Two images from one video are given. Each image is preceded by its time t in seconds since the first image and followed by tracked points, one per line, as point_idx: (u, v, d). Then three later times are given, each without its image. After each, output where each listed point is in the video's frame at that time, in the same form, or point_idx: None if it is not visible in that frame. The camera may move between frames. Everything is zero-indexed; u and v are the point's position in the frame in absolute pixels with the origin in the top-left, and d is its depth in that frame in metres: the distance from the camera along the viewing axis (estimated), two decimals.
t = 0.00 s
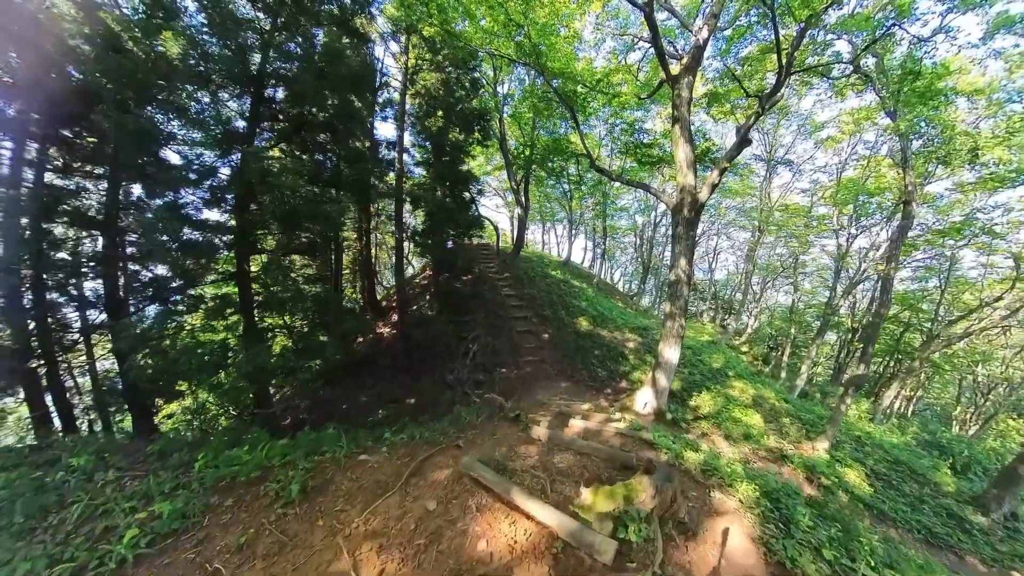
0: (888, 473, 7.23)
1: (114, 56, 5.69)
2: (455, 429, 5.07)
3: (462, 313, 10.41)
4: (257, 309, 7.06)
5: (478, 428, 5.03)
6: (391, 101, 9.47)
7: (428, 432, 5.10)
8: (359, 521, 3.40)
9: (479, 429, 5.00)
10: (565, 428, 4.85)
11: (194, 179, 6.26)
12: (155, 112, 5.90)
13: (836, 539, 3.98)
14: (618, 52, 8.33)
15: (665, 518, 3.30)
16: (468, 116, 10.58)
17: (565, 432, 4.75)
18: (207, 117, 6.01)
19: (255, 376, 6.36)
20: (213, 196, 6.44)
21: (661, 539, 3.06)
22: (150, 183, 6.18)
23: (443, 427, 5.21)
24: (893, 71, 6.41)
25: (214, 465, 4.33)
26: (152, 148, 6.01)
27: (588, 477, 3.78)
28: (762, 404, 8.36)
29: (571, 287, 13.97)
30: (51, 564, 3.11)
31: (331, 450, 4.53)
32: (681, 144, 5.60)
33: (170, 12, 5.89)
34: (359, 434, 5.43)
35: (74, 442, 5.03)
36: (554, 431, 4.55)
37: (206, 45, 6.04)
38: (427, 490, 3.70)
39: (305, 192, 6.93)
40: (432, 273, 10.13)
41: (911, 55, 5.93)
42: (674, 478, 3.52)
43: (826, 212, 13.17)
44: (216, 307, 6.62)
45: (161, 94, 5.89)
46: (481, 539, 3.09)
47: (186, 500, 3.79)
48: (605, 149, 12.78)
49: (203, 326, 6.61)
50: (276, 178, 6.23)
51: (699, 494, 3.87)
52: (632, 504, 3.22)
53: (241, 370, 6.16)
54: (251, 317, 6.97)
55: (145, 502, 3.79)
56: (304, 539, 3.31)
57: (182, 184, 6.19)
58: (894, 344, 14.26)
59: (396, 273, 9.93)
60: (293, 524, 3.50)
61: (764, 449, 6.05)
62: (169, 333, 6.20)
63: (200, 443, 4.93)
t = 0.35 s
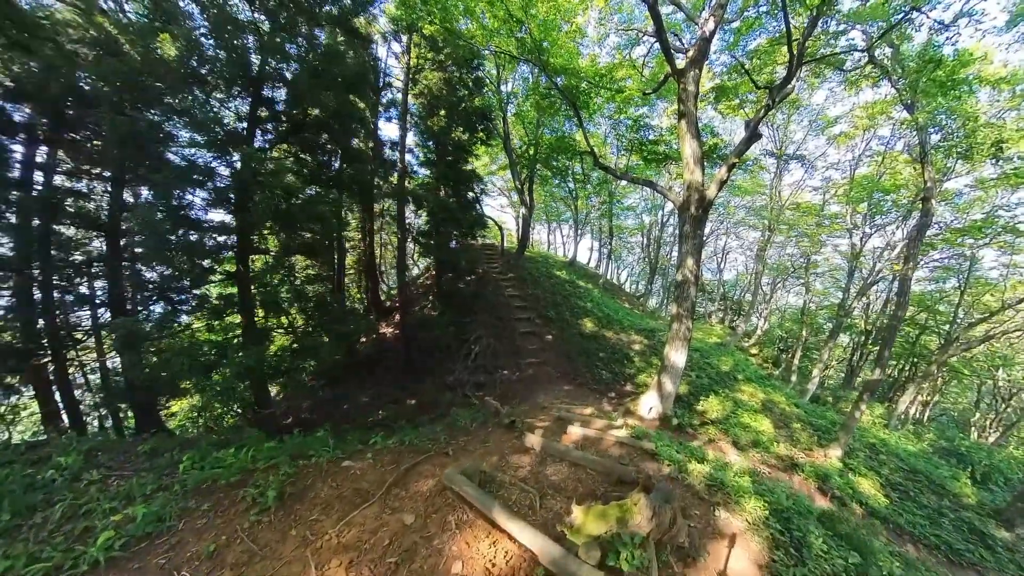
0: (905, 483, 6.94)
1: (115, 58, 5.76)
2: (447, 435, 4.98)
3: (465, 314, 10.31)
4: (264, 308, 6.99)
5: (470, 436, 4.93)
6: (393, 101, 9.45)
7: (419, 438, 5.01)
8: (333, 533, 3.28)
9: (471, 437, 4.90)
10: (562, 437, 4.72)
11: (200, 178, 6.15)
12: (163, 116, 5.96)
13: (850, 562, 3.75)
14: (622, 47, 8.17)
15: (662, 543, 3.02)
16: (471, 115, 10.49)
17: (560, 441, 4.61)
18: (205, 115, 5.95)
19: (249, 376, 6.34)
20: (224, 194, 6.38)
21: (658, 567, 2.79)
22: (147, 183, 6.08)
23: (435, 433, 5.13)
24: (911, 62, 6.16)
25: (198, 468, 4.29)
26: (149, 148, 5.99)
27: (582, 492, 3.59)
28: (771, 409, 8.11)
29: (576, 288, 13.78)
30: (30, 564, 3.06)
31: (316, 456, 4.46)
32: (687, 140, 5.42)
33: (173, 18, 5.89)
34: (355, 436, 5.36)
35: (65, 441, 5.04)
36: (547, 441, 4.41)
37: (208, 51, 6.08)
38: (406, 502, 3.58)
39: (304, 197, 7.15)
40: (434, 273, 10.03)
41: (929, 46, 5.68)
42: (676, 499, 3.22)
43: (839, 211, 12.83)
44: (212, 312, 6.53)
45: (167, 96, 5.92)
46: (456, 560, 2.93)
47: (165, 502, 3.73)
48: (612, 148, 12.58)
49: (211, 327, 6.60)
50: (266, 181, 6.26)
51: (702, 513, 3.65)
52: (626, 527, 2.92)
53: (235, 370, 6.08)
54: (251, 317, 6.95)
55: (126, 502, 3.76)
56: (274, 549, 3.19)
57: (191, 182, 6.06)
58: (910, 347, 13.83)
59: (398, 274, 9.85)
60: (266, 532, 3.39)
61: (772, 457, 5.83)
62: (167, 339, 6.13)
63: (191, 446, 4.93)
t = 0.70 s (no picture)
0: (921, 495, 6.69)
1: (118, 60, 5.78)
2: (440, 444, 4.90)
3: (469, 316, 10.22)
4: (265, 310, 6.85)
5: (462, 445, 4.84)
6: (397, 104, 9.45)
7: (410, 444, 4.92)
8: (310, 542, 3.22)
9: (463, 446, 4.81)
10: (557, 445, 4.58)
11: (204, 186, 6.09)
12: (169, 123, 5.87)
13: None
14: (626, 44, 8.03)
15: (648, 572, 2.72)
16: (474, 116, 10.42)
17: (553, 450, 4.47)
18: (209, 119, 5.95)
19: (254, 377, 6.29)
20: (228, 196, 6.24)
21: None
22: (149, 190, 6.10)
23: (427, 440, 5.05)
24: (928, 55, 5.92)
25: (191, 469, 4.28)
26: (151, 156, 6.03)
27: (569, 508, 3.43)
28: (781, 415, 7.90)
29: (582, 289, 13.63)
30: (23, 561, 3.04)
31: (306, 461, 4.41)
32: (693, 138, 5.27)
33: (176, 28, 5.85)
34: (351, 440, 5.31)
35: (71, 439, 5.04)
36: (539, 451, 4.27)
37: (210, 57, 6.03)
38: (386, 513, 3.49)
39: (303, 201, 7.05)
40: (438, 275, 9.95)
41: (947, 39, 5.45)
42: (667, 522, 2.97)
43: (852, 210, 12.50)
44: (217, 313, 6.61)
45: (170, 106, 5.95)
46: None
47: (156, 503, 3.71)
48: (618, 148, 12.40)
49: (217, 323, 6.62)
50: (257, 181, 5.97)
51: (697, 535, 3.43)
52: (610, 553, 2.69)
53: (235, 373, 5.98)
54: (253, 318, 6.80)
55: (118, 503, 3.73)
56: (251, 556, 3.14)
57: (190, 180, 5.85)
58: (927, 351, 13.41)
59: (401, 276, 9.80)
60: (245, 538, 3.34)
61: (781, 468, 5.63)
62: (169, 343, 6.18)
63: (190, 447, 4.90)
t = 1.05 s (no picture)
0: (939, 506, 6.42)
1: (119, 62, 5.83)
2: (433, 449, 4.81)
3: (472, 316, 10.14)
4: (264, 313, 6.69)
5: (455, 451, 4.75)
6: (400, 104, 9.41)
7: (402, 449, 4.85)
8: (286, 549, 3.13)
9: (456, 451, 4.72)
10: (556, 452, 4.44)
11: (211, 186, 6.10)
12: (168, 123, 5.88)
13: None
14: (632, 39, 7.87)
15: None
16: (477, 114, 10.34)
17: (548, 458, 4.34)
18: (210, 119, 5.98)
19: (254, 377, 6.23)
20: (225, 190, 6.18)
21: None
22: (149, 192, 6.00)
23: (420, 444, 4.97)
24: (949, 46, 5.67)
25: (180, 468, 4.24)
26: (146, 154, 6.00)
27: (560, 518, 3.31)
28: (791, 420, 7.68)
29: (587, 289, 13.47)
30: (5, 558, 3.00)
31: (295, 464, 4.35)
32: (701, 133, 5.09)
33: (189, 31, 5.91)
34: (348, 442, 5.23)
35: (67, 435, 5.04)
36: (533, 460, 4.14)
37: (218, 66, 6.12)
38: (367, 521, 3.40)
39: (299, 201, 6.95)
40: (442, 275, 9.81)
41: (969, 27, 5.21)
42: (665, 544, 2.82)
43: (866, 207, 12.16)
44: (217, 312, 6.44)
45: (172, 104, 5.93)
46: None
47: (140, 502, 3.64)
48: (624, 147, 12.22)
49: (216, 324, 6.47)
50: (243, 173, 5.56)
51: (701, 554, 3.24)
52: None
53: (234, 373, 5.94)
54: (253, 318, 6.62)
55: (103, 501, 3.68)
56: (225, 561, 3.06)
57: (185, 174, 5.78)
58: (945, 354, 12.99)
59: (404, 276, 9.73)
60: (222, 542, 3.26)
61: (791, 476, 5.42)
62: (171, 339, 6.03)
63: (186, 444, 4.88)
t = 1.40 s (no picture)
0: (964, 522, 6.10)
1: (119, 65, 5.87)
2: (424, 460, 4.68)
3: (476, 317, 10.00)
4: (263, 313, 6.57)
5: (446, 462, 4.61)
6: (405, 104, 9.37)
7: (392, 458, 4.73)
8: (258, 565, 2.97)
9: (446, 462, 4.58)
10: (554, 464, 4.28)
11: (213, 189, 6.02)
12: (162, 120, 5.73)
13: None
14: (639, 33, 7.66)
15: None
16: (481, 113, 10.23)
17: (547, 470, 4.18)
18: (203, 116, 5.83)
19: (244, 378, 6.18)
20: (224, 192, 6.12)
21: None
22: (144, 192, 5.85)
23: (410, 454, 4.84)
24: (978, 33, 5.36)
25: (166, 472, 4.18)
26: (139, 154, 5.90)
27: (554, 542, 3.12)
28: (805, 427, 7.40)
29: (594, 289, 13.26)
30: None
31: (278, 472, 4.26)
32: (711, 127, 4.88)
33: (194, 35, 5.82)
34: (342, 446, 5.14)
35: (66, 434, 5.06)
36: (527, 474, 3.98)
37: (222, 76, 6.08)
38: (346, 537, 3.24)
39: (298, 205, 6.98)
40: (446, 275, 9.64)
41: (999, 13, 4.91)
42: None
43: (883, 205, 11.75)
44: (217, 312, 6.30)
45: (173, 107, 5.81)
46: None
47: (120, 507, 3.58)
48: (632, 144, 11.99)
49: (217, 325, 6.33)
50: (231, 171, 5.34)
51: None
52: None
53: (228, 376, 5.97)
54: (254, 318, 6.51)
55: (86, 505, 3.64)
56: None
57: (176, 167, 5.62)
58: (967, 359, 12.50)
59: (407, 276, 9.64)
60: (194, 554, 3.11)
61: (806, 488, 5.18)
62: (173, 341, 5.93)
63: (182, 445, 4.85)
